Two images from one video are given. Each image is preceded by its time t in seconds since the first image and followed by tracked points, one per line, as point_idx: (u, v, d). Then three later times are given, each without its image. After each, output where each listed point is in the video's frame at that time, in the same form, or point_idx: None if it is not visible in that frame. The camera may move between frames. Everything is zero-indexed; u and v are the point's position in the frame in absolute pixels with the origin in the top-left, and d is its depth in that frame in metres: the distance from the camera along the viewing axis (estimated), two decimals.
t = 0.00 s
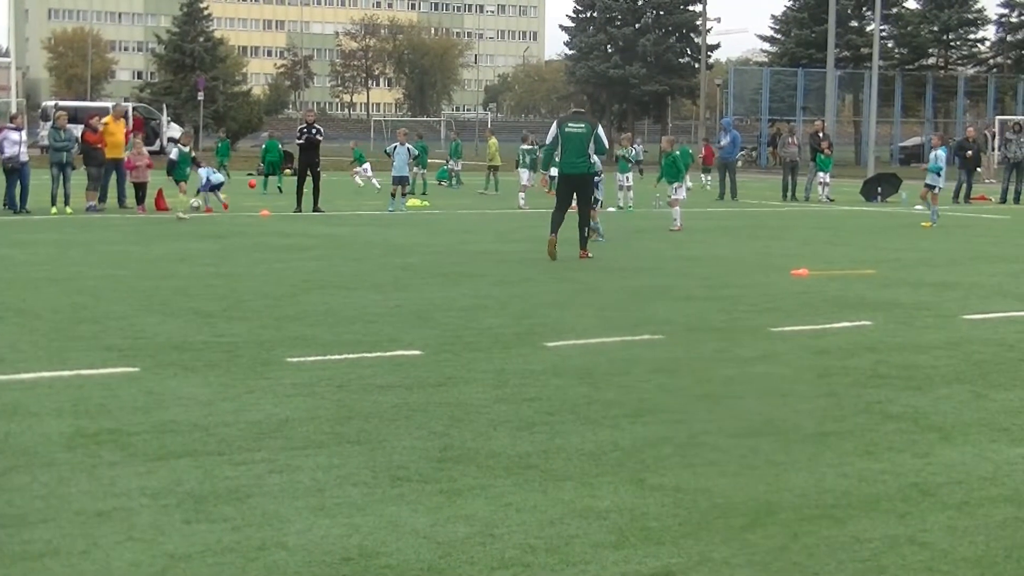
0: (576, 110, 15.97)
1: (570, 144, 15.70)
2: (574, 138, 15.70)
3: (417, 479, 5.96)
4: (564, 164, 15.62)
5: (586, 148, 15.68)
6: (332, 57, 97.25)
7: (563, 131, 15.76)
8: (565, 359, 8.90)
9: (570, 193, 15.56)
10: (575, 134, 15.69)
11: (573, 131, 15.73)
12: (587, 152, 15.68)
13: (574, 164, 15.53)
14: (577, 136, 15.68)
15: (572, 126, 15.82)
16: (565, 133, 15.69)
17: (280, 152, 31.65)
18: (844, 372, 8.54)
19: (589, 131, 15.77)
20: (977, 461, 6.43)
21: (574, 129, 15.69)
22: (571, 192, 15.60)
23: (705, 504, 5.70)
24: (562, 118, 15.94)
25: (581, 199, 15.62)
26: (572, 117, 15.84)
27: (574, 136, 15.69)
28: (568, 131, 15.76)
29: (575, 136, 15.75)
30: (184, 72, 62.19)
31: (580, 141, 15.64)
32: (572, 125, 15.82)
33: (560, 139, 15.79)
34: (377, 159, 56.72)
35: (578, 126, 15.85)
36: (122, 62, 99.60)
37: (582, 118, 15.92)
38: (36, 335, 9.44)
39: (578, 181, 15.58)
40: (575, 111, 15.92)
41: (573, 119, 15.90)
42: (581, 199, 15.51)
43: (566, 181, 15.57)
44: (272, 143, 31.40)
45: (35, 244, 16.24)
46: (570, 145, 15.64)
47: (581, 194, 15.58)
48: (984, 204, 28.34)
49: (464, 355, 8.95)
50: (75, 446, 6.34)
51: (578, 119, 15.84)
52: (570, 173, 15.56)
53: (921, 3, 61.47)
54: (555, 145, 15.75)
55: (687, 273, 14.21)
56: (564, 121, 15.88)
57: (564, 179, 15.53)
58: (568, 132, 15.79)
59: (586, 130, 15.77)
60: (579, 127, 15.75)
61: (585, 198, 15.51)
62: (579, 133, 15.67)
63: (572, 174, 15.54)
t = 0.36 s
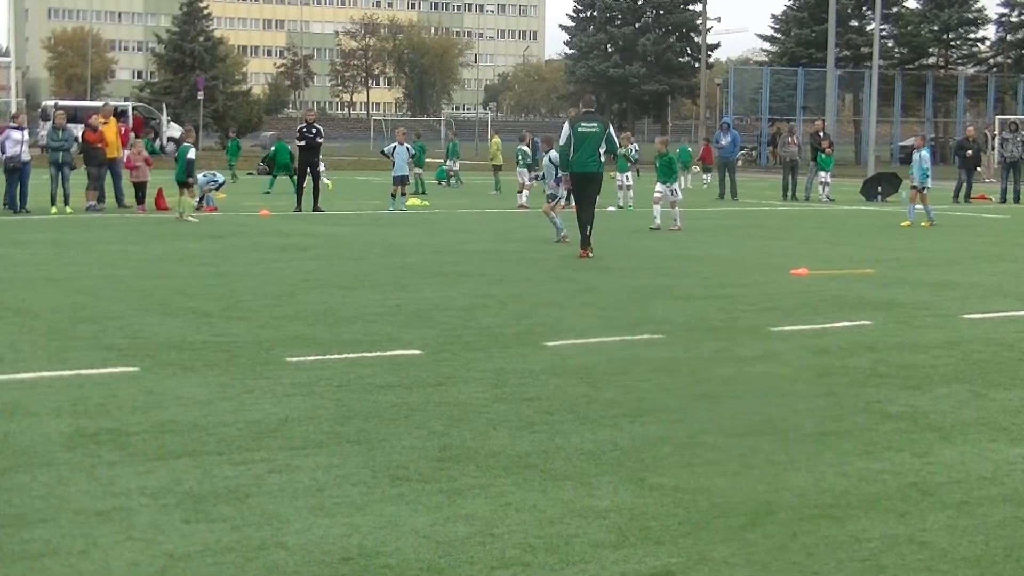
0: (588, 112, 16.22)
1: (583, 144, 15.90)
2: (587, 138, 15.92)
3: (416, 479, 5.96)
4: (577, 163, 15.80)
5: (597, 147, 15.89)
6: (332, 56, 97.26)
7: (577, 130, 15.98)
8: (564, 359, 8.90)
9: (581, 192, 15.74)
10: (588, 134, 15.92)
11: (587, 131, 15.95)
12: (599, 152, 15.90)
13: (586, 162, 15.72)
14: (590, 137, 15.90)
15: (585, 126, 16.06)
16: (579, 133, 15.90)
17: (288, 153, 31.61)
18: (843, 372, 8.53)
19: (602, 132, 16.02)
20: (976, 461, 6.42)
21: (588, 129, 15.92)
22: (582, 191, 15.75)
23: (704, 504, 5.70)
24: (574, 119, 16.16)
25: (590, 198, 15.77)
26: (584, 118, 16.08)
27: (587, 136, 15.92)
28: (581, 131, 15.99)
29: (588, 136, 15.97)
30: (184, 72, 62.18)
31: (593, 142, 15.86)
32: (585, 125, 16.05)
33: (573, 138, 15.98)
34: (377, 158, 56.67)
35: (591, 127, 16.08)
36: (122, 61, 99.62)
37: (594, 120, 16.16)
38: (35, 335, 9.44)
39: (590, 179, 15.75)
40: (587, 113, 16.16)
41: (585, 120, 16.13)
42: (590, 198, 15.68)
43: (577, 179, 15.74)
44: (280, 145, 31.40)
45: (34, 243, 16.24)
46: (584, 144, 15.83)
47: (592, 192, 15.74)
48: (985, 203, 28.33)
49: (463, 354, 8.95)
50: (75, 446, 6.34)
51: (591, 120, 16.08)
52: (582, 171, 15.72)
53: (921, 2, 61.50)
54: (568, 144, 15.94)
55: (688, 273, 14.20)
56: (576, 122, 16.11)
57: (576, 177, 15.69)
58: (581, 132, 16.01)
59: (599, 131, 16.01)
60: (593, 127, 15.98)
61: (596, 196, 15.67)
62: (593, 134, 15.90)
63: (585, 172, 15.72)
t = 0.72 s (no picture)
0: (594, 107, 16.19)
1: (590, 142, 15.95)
2: (594, 137, 15.94)
3: (416, 479, 5.96)
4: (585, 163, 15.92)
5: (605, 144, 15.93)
6: (333, 55, 97.32)
7: (583, 129, 16.01)
8: (564, 357, 8.90)
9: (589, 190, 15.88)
10: (595, 132, 15.92)
11: (594, 129, 15.96)
12: (606, 150, 15.94)
13: (594, 163, 15.83)
14: (597, 135, 15.92)
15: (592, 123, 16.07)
16: (586, 133, 15.92)
17: (290, 152, 31.54)
18: (843, 370, 8.53)
19: (608, 128, 16.02)
20: (977, 461, 6.42)
21: (595, 127, 15.91)
22: (592, 190, 15.92)
23: (704, 503, 5.70)
24: (579, 117, 16.16)
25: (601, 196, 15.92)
26: (590, 115, 16.07)
27: (594, 134, 15.93)
28: (587, 129, 16.00)
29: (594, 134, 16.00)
30: (184, 70, 62.20)
31: (599, 140, 15.88)
32: (591, 123, 16.06)
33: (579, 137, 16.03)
34: (378, 157, 56.64)
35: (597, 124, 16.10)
36: (122, 60, 99.60)
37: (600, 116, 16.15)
38: (35, 334, 9.43)
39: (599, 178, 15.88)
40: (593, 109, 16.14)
41: (591, 117, 16.15)
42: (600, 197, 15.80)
43: (585, 179, 15.90)
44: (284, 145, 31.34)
45: (34, 242, 16.25)
46: (591, 143, 15.88)
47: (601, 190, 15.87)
48: (985, 202, 28.33)
49: (464, 354, 8.94)
50: (75, 445, 6.34)
51: (597, 117, 16.08)
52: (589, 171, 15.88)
53: (922, 1, 61.49)
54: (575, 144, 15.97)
55: (688, 271, 14.19)
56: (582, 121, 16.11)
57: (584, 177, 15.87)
58: (587, 130, 16.02)
59: (605, 127, 16.03)
60: (600, 125, 15.99)
61: (605, 195, 15.82)
62: (600, 132, 15.90)
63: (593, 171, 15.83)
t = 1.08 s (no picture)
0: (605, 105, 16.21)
1: (602, 140, 16.01)
2: (607, 135, 15.99)
3: (417, 478, 5.96)
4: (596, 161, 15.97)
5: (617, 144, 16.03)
6: (333, 55, 97.34)
7: (597, 127, 16.04)
8: (565, 357, 8.88)
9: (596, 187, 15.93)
10: (608, 130, 15.97)
11: (608, 127, 16.01)
12: (618, 149, 16.04)
13: (606, 161, 15.89)
14: (610, 134, 15.99)
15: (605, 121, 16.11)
16: (601, 131, 15.97)
17: (290, 151, 31.49)
18: (844, 370, 8.52)
19: (621, 128, 16.12)
20: (978, 461, 6.41)
21: (609, 127, 15.97)
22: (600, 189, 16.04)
23: (705, 502, 5.70)
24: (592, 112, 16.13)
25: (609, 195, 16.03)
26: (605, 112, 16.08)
27: (607, 133, 15.98)
28: (601, 126, 16.03)
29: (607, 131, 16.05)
30: (185, 70, 62.17)
31: (613, 139, 15.95)
32: (605, 121, 16.10)
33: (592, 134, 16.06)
34: (378, 156, 56.71)
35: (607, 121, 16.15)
36: (123, 60, 99.54)
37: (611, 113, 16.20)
38: (36, 334, 9.42)
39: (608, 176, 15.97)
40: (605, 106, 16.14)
41: (604, 114, 16.17)
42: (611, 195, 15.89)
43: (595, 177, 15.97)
44: (283, 143, 31.33)
45: (35, 241, 16.22)
46: (604, 143, 15.94)
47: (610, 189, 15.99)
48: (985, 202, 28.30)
49: (465, 353, 8.93)
50: (75, 444, 6.34)
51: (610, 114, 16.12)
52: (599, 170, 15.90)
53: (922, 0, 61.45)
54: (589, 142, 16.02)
55: (689, 271, 14.17)
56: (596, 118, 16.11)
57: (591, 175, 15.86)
58: (600, 128, 16.07)
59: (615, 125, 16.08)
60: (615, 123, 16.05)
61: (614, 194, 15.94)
62: (614, 131, 15.95)
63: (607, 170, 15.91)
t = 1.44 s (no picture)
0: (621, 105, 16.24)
1: (621, 141, 16.09)
2: (626, 137, 16.09)
3: (416, 477, 5.97)
4: (612, 162, 16.07)
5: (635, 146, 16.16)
6: (333, 56, 97.33)
7: (617, 126, 16.08)
8: (564, 357, 8.89)
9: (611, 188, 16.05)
10: (630, 133, 16.06)
11: (628, 131, 16.08)
12: (634, 151, 16.20)
13: (624, 164, 16.05)
14: (629, 136, 16.10)
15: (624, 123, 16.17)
16: (622, 132, 16.04)
17: (288, 152, 31.44)
18: (844, 370, 8.52)
19: (638, 130, 16.27)
20: (980, 461, 6.40)
21: (630, 128, 16.07)
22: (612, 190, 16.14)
23: (705, 503, 5.69)
24: (612, 113, 16.10)
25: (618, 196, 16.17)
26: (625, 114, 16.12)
27: (627, 134, 16.07)
28: (622, 127, 16.09)
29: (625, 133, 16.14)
30: (185, 70, 62.14)
31: (632, 142, 16.08)
32: (625, 121, 16.17)
33: (611, 135, 16.09)
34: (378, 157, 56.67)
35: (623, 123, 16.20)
36: (122, 61, 99.42)
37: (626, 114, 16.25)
38: (36, 334, 9.43)
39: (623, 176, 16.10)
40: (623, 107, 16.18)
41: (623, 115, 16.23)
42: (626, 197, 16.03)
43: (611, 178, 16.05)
44: (281, 143, 31.31)
45: (35, 241, 16.24)
46: (623, 144, 16.04)
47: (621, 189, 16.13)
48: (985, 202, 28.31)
49: (465, 353, 8.93)
50: (75, 444, 6.35)
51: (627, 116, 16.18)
52: (613, 171, 16.05)
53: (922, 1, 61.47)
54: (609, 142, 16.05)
55: (687, 271, 14.19)
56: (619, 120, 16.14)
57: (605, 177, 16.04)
58: (620, 128, 16.13)
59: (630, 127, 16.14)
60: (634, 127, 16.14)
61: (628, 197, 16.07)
62: (634, 134, 16.08)
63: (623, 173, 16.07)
